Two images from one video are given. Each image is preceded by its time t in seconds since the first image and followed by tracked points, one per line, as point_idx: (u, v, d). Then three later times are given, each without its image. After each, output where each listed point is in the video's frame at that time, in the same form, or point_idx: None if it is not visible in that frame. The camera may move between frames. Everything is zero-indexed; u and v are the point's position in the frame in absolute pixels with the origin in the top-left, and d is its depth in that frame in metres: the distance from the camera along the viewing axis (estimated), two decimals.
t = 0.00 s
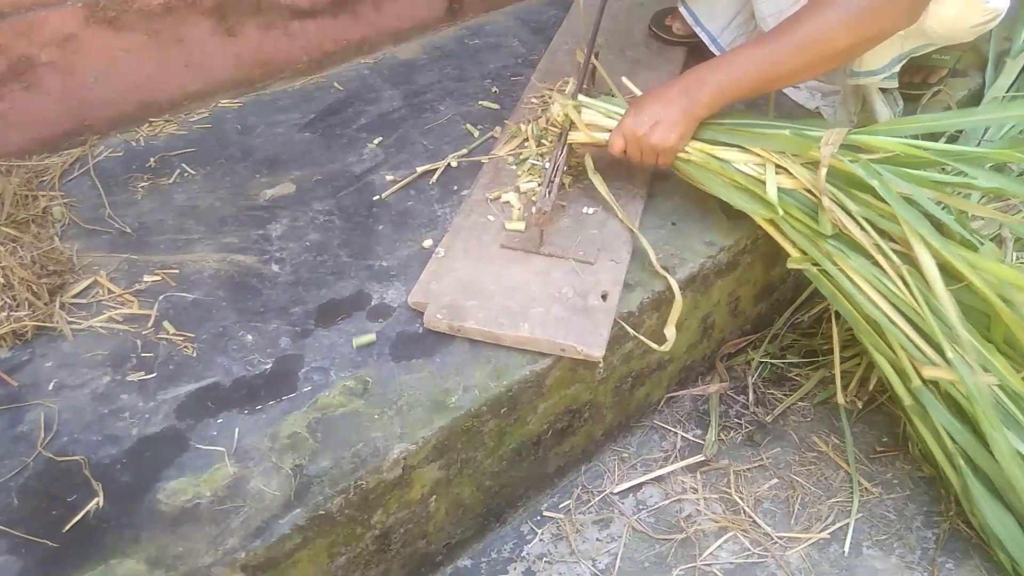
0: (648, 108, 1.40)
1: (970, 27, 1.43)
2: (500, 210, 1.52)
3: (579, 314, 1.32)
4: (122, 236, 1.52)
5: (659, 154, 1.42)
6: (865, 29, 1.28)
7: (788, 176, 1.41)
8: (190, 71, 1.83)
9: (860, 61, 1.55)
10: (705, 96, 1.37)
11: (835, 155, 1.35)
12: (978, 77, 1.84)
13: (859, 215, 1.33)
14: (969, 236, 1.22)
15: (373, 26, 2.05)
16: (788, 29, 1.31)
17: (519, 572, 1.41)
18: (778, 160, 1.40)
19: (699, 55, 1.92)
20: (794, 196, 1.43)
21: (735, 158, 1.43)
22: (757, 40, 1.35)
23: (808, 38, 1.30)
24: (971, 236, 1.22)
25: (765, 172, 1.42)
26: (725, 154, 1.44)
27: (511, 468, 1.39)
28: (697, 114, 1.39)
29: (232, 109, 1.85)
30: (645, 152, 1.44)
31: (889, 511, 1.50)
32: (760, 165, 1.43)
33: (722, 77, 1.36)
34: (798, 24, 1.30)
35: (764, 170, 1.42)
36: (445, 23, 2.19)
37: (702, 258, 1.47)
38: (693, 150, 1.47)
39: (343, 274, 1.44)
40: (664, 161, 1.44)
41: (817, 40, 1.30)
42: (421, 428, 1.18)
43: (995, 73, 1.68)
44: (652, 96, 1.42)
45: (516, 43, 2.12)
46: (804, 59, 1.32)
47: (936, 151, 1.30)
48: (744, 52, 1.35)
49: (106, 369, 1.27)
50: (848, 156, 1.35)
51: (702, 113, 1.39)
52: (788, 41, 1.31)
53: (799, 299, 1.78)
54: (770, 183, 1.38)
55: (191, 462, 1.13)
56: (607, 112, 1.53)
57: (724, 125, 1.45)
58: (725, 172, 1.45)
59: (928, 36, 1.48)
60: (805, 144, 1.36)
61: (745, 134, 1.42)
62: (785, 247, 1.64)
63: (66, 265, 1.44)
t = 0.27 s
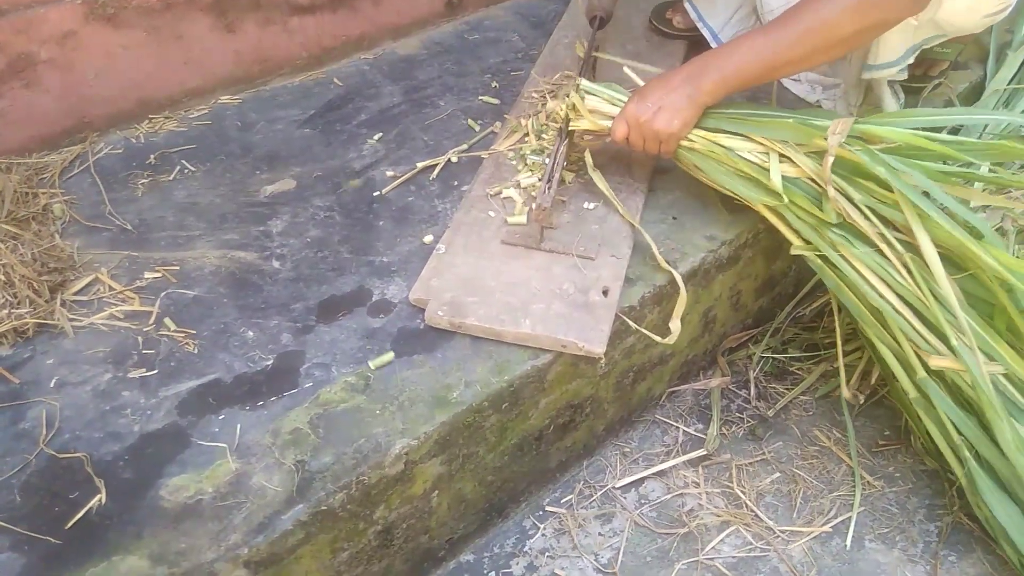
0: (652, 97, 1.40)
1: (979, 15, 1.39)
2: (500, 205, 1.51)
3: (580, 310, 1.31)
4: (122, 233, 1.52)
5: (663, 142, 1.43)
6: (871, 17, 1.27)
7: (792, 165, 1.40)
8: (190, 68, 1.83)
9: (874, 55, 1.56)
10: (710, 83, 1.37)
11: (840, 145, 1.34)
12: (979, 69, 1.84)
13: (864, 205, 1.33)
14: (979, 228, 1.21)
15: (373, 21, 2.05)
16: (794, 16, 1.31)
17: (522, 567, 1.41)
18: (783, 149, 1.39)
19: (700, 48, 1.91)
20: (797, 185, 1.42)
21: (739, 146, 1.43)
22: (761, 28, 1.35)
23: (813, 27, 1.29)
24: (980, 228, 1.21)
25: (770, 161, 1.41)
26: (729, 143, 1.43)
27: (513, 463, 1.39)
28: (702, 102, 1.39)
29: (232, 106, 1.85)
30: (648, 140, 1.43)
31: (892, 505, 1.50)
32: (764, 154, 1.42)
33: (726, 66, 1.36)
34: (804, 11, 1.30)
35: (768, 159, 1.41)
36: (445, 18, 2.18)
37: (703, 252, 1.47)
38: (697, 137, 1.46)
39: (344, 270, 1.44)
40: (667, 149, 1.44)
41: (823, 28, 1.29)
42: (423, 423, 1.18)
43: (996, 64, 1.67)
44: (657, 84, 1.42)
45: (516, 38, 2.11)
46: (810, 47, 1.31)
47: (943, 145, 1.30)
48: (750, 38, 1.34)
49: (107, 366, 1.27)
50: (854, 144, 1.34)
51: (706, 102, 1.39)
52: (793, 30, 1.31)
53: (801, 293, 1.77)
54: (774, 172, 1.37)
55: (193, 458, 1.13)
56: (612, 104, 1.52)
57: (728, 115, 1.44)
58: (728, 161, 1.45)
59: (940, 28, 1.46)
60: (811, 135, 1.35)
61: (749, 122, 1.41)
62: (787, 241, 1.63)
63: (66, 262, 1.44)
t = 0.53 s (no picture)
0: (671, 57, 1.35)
1: None
2: (502, 203, 1.51)
3: (582, 308, 1.31)
4: (124, 232, 1.52)
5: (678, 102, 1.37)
6: None
7: (809, 129, 1.35)
8: (190, 67, 1.83)
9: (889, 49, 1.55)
10: (727, 49, 1.30)
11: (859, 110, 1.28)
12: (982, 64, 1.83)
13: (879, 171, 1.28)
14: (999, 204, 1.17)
15: (373, 19, 2.05)
16: None
17: (525, 565, 1.41)
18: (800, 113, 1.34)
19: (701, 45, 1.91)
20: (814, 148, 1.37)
21: (756, 108, 1.37)
22: None
23: None
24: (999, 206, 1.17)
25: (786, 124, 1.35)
26: (748, 103, 1.38)
27: (516, 461, 1.38)
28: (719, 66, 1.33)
29: (233, 104, 1.85)
30: (662, 100, 1.38)
31: (894, 502, 1.50)
32: (780, 116, 1.37)
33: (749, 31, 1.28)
34: None
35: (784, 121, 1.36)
36: (445, 16, 2.18)
37: (706, 249, 1.46)
38: (713, 98, 1.40)
39: (346, 269, 1.44)
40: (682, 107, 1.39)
41: None
42: (425, 422, 1.18)
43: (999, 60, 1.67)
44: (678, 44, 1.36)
45: (517, 36, 2.11)
46: (836, 18, 1.23)
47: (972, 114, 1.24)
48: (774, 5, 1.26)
49: (109, 366, 1.27)
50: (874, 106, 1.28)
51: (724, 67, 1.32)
52: None
53: (803, 289, 1.77)
54: (790, 137, 1.33)
55: (196, 457, 1.13)
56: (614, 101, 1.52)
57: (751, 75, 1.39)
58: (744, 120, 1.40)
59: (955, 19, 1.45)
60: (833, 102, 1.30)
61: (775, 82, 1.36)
62: (789, 238, 1.63)
63: (68, 262, 1.44)
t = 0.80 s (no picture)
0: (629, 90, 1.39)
1: None
2: (503, 202, 1.51)
3: (583, 307, 1.31)
4: (124, 230, 1.52)
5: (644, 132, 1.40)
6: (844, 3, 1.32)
7: (776, 148, 1.40)
8: (191, 65, 1.82)
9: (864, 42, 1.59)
10: (689, 71, 1.37)
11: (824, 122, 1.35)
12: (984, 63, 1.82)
13: (851, 182, 1.33)
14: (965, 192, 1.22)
15: (375, 17, 2.04)
16: None
17: (525, 565, 1.41)
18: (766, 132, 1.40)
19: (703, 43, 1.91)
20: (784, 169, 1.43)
21: (722, 133, 1.43)
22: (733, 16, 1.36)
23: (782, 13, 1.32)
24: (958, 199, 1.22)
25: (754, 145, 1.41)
26: (714, 132, 1.44)
27: (516, 460, 1.38)
28: (681, 89, 1.39)
29: (233, 102, 1.85)
30: (630, 134, 1.42)
31: (895, 502, 1.50)
32: (748, 138, 1.43)
33: (700, 52, 1.36)
34: None
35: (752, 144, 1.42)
36: (446, 14, 2.17)
37: (707, 249, 1.46)
38: (679, 126, 1.47)
39: (347, 268, 1.43)
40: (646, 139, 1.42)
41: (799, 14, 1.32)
42: (426, 421, 1.18)
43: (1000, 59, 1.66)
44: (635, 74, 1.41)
45: (518, 34, 2.11)
46: (787, 31, 1.34)
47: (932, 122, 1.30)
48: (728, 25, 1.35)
49: (110, 364, 1.27)
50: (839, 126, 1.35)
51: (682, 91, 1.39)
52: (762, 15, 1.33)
53: (804, 289, 1.77)
54: (758, 156, 1.38)
55: (196, 456, 1.13)
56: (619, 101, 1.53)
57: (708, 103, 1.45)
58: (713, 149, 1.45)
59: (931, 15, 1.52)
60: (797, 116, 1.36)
61: (735, 106, 1.42)
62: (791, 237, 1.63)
63: (68, 260, 1.44)
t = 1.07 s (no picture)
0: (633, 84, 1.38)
1: None
2: (502, 197, 1.51)
3: (583, 302, 1.31)
4: (122, 226, 1.51)
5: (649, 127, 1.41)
6: None
7: (773, 144, 1.40)
8: (189, 60, 1.82)
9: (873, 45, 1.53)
10: (690, 65, 1.37)
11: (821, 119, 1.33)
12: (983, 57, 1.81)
13: (844, 182, 1.33)
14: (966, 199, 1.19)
15: (373, 12, 2.03)
16: None
17: (524, 560, 1.41)
18: (763, 129, 1.40)
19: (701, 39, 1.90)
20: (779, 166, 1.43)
21: (720, 128, 1.43)
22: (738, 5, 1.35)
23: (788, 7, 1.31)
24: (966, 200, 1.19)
25: (751, 141, 1.41)
26: (712, 127, 1.44)
27: (516, 456, 1.38)
28: (684, 83, 1.39)
29: (231, 98, 1.84)
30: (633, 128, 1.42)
31: (894, 496, 1.50)
32: (745, 134, 1.42)
33: (705, 46, 1.36)
34: None
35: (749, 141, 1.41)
36: (444, 9, 2.17)
37: (706, 244, 1.46)
38: (679, 121, 1.47)
39: (345, 263, 1.43)
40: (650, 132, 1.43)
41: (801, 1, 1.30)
42: (426, 416, 1.17)
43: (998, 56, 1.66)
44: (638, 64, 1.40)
45: (516, 29, 2.10)
46: (790, 21, 1.32)
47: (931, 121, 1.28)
48: (729, 16, 1.35)
49: (108, 360, 1.27)
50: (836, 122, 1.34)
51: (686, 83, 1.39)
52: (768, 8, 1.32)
53: (804, 284, 1.77)
54: (754, 153, 1.38)
55: (195, 452, 1.13)
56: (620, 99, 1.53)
57: (707, 97, 1.45)
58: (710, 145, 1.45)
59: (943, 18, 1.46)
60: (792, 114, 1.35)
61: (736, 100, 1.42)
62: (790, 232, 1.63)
63: (66, 256, 1.44)
